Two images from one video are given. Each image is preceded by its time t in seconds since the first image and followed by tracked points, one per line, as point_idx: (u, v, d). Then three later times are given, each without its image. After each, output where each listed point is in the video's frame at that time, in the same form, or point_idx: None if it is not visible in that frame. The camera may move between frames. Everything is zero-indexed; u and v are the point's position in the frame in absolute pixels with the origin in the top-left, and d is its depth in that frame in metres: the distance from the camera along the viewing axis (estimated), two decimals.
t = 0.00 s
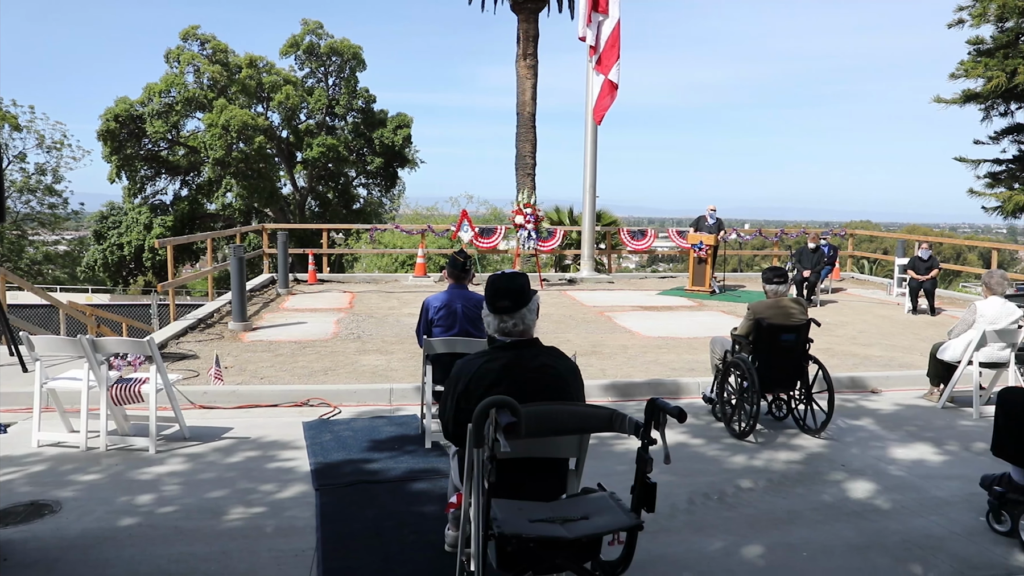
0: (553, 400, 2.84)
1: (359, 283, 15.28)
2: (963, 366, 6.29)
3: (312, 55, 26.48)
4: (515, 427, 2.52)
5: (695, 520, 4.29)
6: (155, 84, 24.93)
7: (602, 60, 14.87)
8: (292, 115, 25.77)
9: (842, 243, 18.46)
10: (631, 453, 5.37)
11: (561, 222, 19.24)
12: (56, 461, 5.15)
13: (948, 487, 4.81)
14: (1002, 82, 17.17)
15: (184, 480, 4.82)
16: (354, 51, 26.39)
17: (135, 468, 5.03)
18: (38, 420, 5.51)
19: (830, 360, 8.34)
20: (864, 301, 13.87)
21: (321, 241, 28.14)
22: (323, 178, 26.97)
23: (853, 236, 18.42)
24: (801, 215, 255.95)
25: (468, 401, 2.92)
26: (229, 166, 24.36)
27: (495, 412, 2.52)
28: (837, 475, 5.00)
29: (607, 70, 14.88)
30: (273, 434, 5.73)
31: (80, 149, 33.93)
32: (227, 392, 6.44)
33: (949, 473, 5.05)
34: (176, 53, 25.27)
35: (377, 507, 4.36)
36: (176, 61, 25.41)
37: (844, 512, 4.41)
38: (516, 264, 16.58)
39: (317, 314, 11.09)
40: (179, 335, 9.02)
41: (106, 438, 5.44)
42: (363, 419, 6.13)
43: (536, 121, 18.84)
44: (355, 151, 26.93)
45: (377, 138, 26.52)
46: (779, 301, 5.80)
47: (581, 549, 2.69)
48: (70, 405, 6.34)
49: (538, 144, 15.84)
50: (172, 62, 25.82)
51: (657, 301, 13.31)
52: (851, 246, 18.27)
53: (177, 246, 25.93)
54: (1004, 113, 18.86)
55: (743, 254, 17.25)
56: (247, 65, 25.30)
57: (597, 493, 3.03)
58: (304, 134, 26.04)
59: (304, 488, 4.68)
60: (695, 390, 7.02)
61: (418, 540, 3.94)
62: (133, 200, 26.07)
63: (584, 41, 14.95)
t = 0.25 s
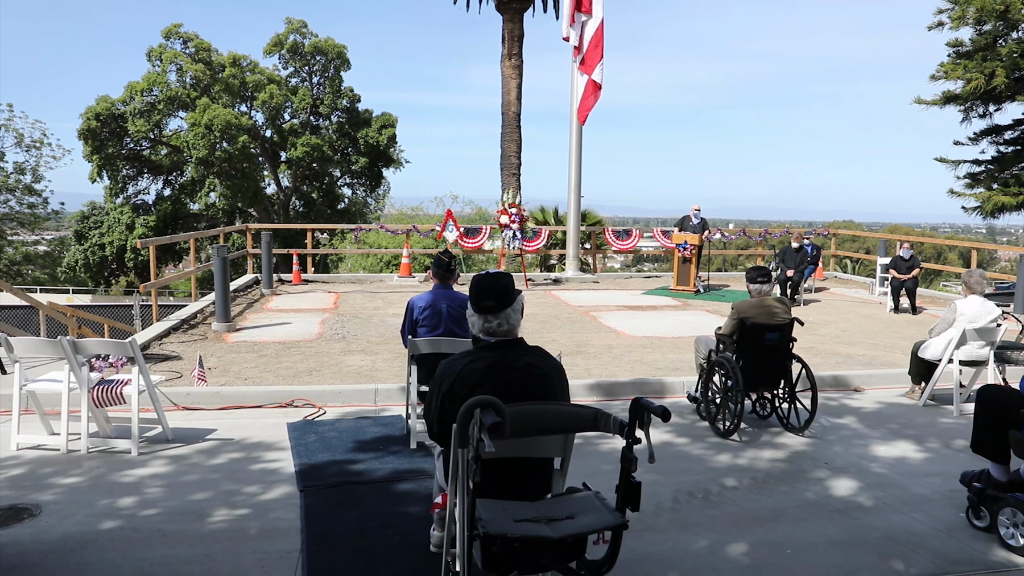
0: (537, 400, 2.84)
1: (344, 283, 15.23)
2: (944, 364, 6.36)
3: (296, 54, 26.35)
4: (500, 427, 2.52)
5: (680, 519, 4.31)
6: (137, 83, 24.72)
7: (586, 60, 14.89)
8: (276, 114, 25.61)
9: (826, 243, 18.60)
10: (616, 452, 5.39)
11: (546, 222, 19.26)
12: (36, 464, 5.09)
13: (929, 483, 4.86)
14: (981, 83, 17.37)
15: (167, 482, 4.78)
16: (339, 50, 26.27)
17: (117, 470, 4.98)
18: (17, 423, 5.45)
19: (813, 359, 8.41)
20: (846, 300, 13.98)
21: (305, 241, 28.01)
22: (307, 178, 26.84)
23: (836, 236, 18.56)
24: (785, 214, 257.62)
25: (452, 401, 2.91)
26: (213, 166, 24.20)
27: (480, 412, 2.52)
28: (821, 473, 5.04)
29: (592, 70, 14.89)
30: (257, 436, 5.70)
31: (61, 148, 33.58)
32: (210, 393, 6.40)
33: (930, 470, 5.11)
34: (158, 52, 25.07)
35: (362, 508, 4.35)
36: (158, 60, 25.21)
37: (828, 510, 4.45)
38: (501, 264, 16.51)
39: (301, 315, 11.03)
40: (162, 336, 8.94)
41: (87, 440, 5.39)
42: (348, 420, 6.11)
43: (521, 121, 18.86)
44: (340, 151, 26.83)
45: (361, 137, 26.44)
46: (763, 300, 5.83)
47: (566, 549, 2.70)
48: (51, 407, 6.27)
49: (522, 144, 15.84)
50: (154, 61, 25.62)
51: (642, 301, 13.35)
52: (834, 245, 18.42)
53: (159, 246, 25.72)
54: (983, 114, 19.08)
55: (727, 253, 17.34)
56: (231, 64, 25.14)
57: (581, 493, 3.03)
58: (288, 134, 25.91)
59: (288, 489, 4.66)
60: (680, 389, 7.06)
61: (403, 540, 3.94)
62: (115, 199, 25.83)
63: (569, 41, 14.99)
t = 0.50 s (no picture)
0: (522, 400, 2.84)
1: (328, 284, 15.17)
2: (925, 363, 6.43)
3: (280, 54, 26.22)
4: (485, 426, 2.52)
5: (665, 517, 4.33)
6: (118, 81, 24.50)
7: (570, 60, 14.92)
8: (260, 113, 25.46)
9: (809, 243, 18.73)
10: (601, 452, 5.40)
11: (531, 222, 19.27)
12: (15, 468, 5.03)
13: (911, 481, 4.91)
14: (961, 84, 17.56)
15: (150, 484, 4.75)
16: (323, 49, 26.16)
17: (99, 473, 4.94)
18: None
19: (797, 358, 8.47)
20: (829, 299, 14.09)
21: (290, 241, 27.87)
22: (292, 177, 26.71)
23: (819, 236, 18.70)
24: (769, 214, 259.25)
25: (437, 401, 2.91)
26: (196, 165, 24.04)
27: (464, 412, 2.52)
28: (804, 471, 5.08)
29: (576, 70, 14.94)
30: (241, 437, 5.67)
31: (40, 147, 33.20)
32: (193, 394, 6.35)
33: (911, 467, 5.16)
34: (140, 50, 24.86)
35: (347, 509, 4.34)
36: (140, 58, 25.00)
37: (811, 507, 4.48)
38: (486, 264, 16.55)
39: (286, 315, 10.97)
40: (145, 337, 8.87)
41: (67, 443, 5.33)
42: (333, 420, 6.09)
43: (506, 121, 18.86)
44: (324, 151, 26.74)
45: (346, 137, 26.36)
46: (747, 300, 5.86)
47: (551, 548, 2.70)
48: (31, 409, 6.20)
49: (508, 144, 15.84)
50: (136, 59, 25.41)
51: (627, 301, 13.39)
52: (817, 245, 18.56)
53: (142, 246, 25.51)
54: (962, 116, 19.30)
55: (712, 253, 17.43)
56: (214, 63, 24.98)
57: (566, 492, 3.04)
58: (272, 133, 25.76)
59: (273, 491, 4.64)
60: (665, 388, 7.08)
61: (388, 541, 3.93)
62: (97, 199, 25.59)
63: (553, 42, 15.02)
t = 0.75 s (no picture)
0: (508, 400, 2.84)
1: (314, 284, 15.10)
2: (907, 361, 6.49)
3: (264, 53, 26.06)
4: (470, 427, 2.52)
5: (651, 516, 4.34)
6: (100, 79, 24.27)
7: (554, 60, 14.94)
8: (245, 113, 25.29)
9: (793, 243, 18.85)
10: (587, 451, 5.41)
11: (517, 222, 19.27)
12: None
13: (894, 478, 4.96)
14: (941, 86, 17.72)
15: (133, 487, 4.71)
16: (308, 48, 26.03)
17: (81, 476, 4.89)
18: None
19: (781, 357, 8.52)
20: (813, 298, 14.18)
21: (274, 241, 27.72)
22: (276, 177, 26.57)
23: (803, 235, 18.81)
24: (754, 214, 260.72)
25: (423, 401, 2.91)
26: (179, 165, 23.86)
27: (450, 412, 2.52)
28: (789, 469, 5.12)
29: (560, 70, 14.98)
30: (226, 438, 5.63)
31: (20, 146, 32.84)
32: (178, 395, 6.31)
33: (894, 465, 5.20)
34: (122, 48, 24.65)
35: (332, 510, 4.32)
36: (122, 57, 24.79)
37: (796, 505, 4.51)
38: (472, 264, 16.54)
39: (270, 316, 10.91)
40: (128, 338, 8.79)
41: (49, 445, 5.28)
42: (319, 421, 6.07)
43: (492, 121, 18.86)
44: (309, 151, 26.62)
45: (331, 137, 26.26)
46: (732, 299, 5.89)
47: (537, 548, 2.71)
48: (12, 411, 6.13)
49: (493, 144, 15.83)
50: (118, 58, 25.20)
51: (612, 300, 13.41)
52: (801, 245, 18.68)
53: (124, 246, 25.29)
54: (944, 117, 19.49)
55: (697, 253, 17.50)
56: (197, 62, 24.81)
57: (552, 492, 3.05)
58: (256, 133, 25.61)
59: (258, 492, 4.61)
60: (650, 387, 7.11)
61: (374, 542, 3.92)
62: (78, 199, 25.35)
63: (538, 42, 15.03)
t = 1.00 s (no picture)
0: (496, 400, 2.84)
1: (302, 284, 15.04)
2: (894, 360, 6.54)
3: (252, 52, 25.94)
4: (458, 426, 2.52)
5: (639, 515, 4.35)
6: (86, 78, 24.08)
7: (542, 60, 14.95)
8: (232, 112, 25.16)
9: (781, 243, 18.93)
10: (576, 451, 5.42)
11: (506, 222, 19.26)
12: None
13: (880, 476, 4.99)
14: (926, 87, 17.86)
15: (119, 489, 4.68)
16: (296, 48, 25.92)
17: (67, 478, 4.85)
18: None
19: (769, 356, 8.56)
20: (800, 298, 14.26)
21: (262, 241, 27.59)
22: (264, 177, 26.46)
23: (790, 235, 18.90)
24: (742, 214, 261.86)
25: (411, 401, 2.90)
26: (166, 165, 23.72)
27: (438, 412, 2.52)
28: (777, 468, 5.14)
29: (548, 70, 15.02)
30: (213, 439, 5.60)
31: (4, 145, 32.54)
32: (165, 396, 6.27)
33: (881, 463, 5.24)
34: (108, 47, 24.47)
35: (321, 511, 4.31)
36: (108, 55, 24.62)
37: (783, 504, 4.54)
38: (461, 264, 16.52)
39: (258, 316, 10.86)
40: (114, 339, 8.73)
41: (34, 448, 5.24)
42: (307, 422, 6.05)
43: (481, 121, 18.85)
44: (297, 150, 26.52)
45: (319, 136, 26.17)
46: (720, 299, 5.91)
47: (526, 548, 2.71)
48: None
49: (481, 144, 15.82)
50: (103, 56, 25.02)
51: (601, 300, 13.43)
52: (789, 245, 18.78)
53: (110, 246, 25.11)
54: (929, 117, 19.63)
55: (685, 253, 17.55)
56: (184, 61, 24.67)
57: (540, 492, 3.05)
58: (244, 132, 25.49)
59: (246, 494, 4.59)
60: (639, 387, 7.13)
61: (362, 543, 3.91)
62: (64, 198, 25.15)
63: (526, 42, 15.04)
